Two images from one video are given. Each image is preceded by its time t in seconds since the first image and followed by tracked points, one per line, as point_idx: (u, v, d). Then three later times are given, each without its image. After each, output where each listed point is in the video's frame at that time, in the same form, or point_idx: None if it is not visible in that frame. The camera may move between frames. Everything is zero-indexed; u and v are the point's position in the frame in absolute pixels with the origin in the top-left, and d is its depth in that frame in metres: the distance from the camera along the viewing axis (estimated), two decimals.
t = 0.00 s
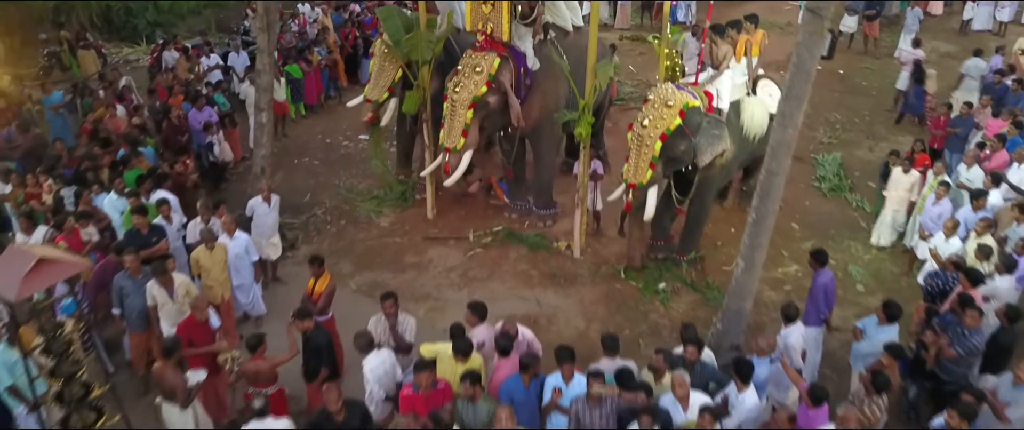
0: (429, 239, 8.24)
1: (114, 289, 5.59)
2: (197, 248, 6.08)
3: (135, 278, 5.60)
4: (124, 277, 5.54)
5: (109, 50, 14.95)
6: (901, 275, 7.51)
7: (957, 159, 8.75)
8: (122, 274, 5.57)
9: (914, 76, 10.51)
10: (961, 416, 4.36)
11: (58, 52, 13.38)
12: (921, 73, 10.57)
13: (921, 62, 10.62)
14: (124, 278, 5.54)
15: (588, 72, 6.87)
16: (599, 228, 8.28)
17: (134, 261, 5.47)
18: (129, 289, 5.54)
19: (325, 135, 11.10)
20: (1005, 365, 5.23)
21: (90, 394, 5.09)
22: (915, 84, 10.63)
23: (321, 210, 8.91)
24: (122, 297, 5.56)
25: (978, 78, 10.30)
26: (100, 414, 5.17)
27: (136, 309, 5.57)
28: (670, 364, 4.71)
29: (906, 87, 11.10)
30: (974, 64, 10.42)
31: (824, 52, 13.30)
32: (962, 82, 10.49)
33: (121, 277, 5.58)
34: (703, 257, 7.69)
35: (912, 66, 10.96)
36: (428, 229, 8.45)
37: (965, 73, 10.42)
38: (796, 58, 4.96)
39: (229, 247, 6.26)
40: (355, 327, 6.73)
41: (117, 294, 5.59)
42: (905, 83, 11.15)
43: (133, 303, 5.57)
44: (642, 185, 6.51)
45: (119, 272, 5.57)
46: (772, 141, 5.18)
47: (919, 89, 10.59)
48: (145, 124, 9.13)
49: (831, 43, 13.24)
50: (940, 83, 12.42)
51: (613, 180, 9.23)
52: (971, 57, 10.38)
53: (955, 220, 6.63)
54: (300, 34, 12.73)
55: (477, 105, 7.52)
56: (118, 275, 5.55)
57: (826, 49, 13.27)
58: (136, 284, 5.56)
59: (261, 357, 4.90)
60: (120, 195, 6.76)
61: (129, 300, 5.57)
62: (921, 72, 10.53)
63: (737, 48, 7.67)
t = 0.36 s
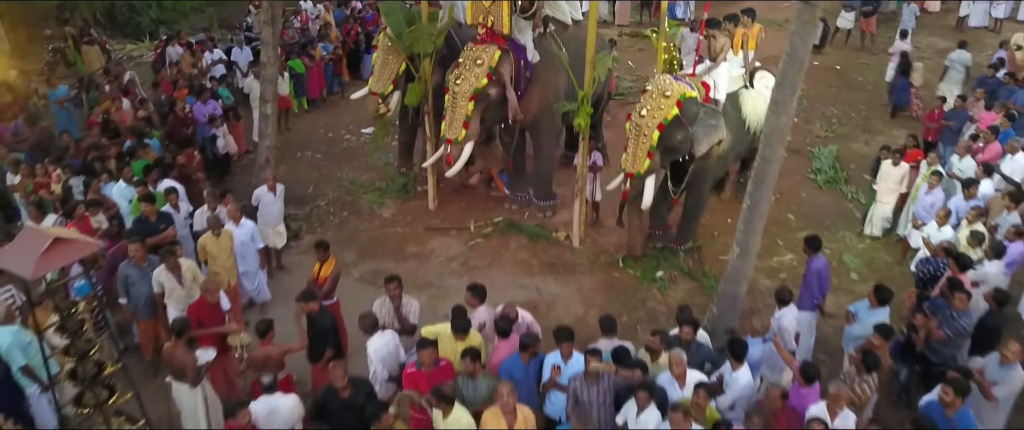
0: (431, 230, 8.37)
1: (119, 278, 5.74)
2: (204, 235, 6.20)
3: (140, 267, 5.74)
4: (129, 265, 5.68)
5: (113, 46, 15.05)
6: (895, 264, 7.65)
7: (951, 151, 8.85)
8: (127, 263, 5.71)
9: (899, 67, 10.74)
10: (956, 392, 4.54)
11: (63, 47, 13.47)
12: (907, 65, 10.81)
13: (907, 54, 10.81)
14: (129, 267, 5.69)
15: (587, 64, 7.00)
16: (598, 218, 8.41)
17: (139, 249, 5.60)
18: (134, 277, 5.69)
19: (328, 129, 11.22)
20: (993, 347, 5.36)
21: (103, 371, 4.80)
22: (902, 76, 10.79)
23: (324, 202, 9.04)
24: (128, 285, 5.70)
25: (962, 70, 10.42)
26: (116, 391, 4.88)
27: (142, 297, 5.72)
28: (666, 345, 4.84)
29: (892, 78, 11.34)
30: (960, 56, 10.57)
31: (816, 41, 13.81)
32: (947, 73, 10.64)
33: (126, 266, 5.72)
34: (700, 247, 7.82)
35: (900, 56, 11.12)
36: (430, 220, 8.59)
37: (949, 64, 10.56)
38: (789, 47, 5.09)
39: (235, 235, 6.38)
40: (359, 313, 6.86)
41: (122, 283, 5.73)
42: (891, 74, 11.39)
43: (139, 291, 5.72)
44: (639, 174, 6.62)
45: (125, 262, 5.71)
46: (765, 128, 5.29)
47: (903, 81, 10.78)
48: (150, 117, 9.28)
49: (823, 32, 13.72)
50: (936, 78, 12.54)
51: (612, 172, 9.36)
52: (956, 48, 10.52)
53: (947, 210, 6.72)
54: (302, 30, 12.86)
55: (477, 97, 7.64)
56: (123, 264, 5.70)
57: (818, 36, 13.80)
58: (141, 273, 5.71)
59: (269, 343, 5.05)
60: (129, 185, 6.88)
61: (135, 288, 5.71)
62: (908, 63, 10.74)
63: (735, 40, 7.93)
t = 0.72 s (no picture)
0: (432, 219, 8.51)
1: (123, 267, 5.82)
2: (210, 221, 6.33)
3: (143, 256, 5.83)
4: (132, 255, 5.77)
5: (116, 42, 15.08)
6: (889, 252, 7.79)
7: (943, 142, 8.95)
8: (129, 253, 5.80)
9: (886, 60, 10.99)
10: (948, 368, 4.64)
11: (68, 43, 13.52)
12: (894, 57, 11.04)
13: (894, 46, 11.04)
14: (131, 256, 5.77)
15: (586, 55, 7.13)
16: (596, 208, 8.55)
17: (141, 238, 5.69)
18: (138, 265, 5.77)
19: (330, 122, 11.36)
20: (981, 329, 5.50)
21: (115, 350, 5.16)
22: (887, 68, 11.03)
23: (327, 193, 9.18)
24: (132, 274, 5.79)
25: (949, 62, 10.76)
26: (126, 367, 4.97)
27: (147, 284, 5.80)
28: (663, 325, 4.96)
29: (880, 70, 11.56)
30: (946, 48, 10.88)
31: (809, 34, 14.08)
32: (934, 65, 10.90)
33: (128, 256, 5.80)
34: (697, 235, 7.96)
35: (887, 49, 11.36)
36: (431, 210, 8.73)
37: (936, 56, 10.87)
38: (782, 36, 5.20)
39: (241, 221, 6.52)
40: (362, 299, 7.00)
41: (127, 272, 5.82)
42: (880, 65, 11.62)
43: (144, 278, 5.80)
44: (637, 163, 6.80)
45: (127, 251, 5.80)
46: (759, 115, 5.41)
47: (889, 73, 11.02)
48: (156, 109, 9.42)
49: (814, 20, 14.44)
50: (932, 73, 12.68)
51: (611, 164, 9.49)
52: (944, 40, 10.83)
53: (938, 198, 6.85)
54: (305, 25, 12.99)
55: (478, 88, 7.78)
56: (125, 254, 5.78)
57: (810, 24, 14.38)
58: (145, 261, 5.80)
59: (277, 327, 5.17)
60: (138, 172, 7.03)
61: (140, 276, 5.80)
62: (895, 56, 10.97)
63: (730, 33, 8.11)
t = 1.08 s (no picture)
0: (434, 209, 8.65)
1: (130, 256, 5.90)
2: (217, 208, 6.46)
3: (148, 243, 5.92)
4: (137, 243, 5.85)
5: (120, 38, 15.23)
6: (882, 241, 7.92)
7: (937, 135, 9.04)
8: (135, 241, 5.88)
9: (873, 52, 11.21)
10: (937, 348, 4.66)
11: (73, 38, 13.67)
12: (881, 50, 11.27)
13: (882, 39, 11.25)
14: (137, 244, 5.85)
15: (585, 46, 7.25)
16: (595, 198, 8.69)
17: (146, 226, 5.78)
18: (144, 253, 5.86)
19: (332, 115, 11.50)
20: (970, 311, 5.65)
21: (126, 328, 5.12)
22: (875, 59, 11.26)
23: (330, 184, 9.33)
24: (139, 261, 5.87)
25: (938, 55, 10.97)
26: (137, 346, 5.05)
27: (154, 271, 5.90)
28: (659, 306, 5.09)
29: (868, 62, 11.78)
30: (935, 42, 11.07)
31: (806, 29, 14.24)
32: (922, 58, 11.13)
33: (134, 244, 5.88)
34: (694, 224, 8.10)
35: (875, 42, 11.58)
36: (433, 200, 8.87)
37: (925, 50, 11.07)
38: (775, 25, 5.35)
39: (248, 208, 6.63)
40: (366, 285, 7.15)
41: (133, 260, 5.90)
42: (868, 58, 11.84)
43: (151, 266, 5.89)
44: (634, 151, 6.92)
45: (132, 239, 5.88)
46: (753, 102, 5.56)
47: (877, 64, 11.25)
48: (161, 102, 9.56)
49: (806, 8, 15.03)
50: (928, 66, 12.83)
51: (609, 156, 9.63)
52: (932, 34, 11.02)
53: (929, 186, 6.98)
54: (307, 20, 13.13)
55: (480, 79, 7.91)
56: (131, 242, 5.86)
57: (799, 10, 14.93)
58: (150, 248, 5.88)
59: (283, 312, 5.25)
60: (145, 161, 7.14)
61: (146, 263, 5.88)
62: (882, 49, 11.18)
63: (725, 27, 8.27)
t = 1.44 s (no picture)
0: (435, 199, 8.79)
1: (138, 243, 5.88)
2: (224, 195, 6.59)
3: (155, 231, 5.90)
4: (145, 230, 5.84)
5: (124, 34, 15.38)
6: (877, 229, 8.06)
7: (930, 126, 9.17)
8: (142, 228, 5.86)
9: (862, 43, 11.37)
10: (926, 326, 4.78)
11: (77, 34, 13.82)
12: (869, 41, 11.42)
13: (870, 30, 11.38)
14: (145, 231, 5.84)
15: (584, 37, 7.39)
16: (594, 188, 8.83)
17: (155, 213, 5.76)
18: (153, 240, 5.85)
19: (335, 109, 11.64)
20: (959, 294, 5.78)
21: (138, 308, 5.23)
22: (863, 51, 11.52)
23: (333, 175, 9.46)
24: (148, 249, 5.86)
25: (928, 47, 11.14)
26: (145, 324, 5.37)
27: (162, 258, 5.90)
28: (655, 287, 5.21)
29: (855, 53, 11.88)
30: (925, 33, 11.21)
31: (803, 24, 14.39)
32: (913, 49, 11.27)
33: (141, 231, 5.86)
34: (691, 213, 8.24)
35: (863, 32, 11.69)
36: (434, 191, 9.00)
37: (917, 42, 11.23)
38: (769, 14, 5.50)
39: (253, 196, 6.78)
40: (369, 271, 7.28)
41: (141, 247, 5.88)
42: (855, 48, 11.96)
43: (159, 252, 5.89)
44: (632, 139, 7.05)
45: (140, 227, 5.86)
46: (747, 89, 5.70)
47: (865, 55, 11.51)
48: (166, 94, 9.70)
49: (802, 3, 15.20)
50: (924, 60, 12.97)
51: (608, 147, 9.77)
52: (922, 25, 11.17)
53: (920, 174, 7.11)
54: (310, 15, 13.28)
55: (480, 70, 8.05)
56: (139, 229, 5.85)
57: (795, 5, 15.07)
58: (158, 235, 5.87)
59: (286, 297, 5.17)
60: (153, 150, 7.32)
61: (155, 250, 5.88)
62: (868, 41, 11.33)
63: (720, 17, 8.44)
